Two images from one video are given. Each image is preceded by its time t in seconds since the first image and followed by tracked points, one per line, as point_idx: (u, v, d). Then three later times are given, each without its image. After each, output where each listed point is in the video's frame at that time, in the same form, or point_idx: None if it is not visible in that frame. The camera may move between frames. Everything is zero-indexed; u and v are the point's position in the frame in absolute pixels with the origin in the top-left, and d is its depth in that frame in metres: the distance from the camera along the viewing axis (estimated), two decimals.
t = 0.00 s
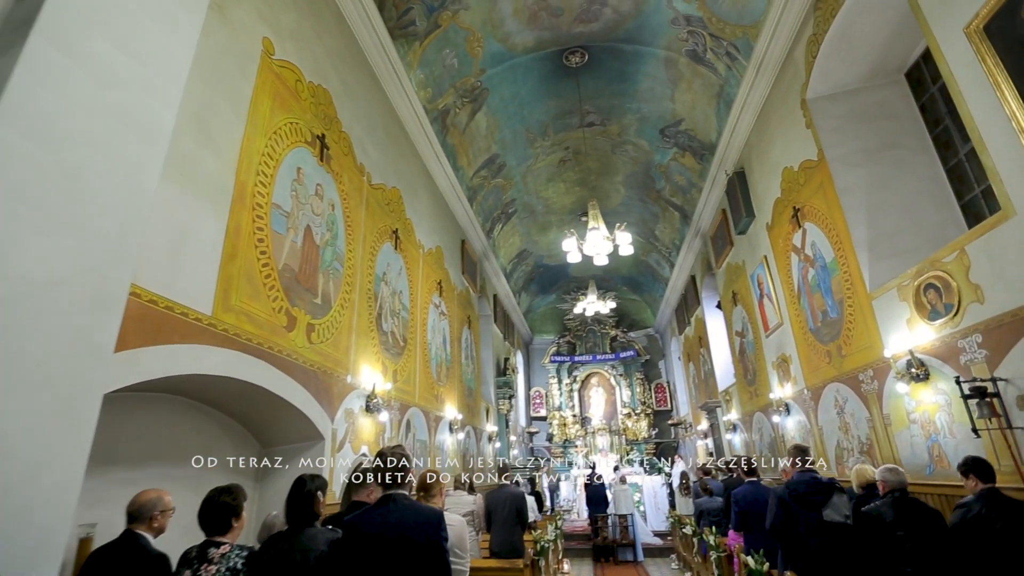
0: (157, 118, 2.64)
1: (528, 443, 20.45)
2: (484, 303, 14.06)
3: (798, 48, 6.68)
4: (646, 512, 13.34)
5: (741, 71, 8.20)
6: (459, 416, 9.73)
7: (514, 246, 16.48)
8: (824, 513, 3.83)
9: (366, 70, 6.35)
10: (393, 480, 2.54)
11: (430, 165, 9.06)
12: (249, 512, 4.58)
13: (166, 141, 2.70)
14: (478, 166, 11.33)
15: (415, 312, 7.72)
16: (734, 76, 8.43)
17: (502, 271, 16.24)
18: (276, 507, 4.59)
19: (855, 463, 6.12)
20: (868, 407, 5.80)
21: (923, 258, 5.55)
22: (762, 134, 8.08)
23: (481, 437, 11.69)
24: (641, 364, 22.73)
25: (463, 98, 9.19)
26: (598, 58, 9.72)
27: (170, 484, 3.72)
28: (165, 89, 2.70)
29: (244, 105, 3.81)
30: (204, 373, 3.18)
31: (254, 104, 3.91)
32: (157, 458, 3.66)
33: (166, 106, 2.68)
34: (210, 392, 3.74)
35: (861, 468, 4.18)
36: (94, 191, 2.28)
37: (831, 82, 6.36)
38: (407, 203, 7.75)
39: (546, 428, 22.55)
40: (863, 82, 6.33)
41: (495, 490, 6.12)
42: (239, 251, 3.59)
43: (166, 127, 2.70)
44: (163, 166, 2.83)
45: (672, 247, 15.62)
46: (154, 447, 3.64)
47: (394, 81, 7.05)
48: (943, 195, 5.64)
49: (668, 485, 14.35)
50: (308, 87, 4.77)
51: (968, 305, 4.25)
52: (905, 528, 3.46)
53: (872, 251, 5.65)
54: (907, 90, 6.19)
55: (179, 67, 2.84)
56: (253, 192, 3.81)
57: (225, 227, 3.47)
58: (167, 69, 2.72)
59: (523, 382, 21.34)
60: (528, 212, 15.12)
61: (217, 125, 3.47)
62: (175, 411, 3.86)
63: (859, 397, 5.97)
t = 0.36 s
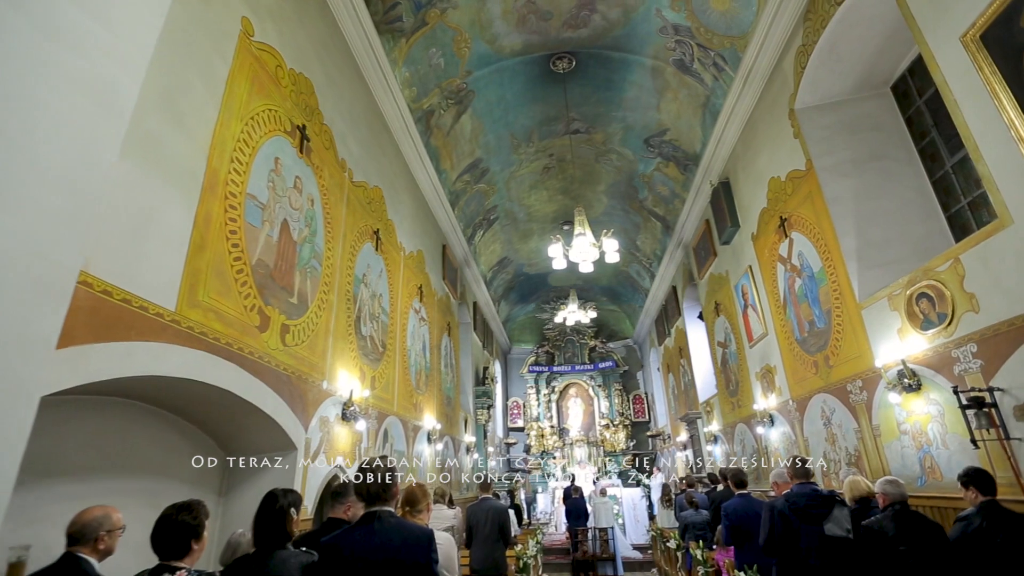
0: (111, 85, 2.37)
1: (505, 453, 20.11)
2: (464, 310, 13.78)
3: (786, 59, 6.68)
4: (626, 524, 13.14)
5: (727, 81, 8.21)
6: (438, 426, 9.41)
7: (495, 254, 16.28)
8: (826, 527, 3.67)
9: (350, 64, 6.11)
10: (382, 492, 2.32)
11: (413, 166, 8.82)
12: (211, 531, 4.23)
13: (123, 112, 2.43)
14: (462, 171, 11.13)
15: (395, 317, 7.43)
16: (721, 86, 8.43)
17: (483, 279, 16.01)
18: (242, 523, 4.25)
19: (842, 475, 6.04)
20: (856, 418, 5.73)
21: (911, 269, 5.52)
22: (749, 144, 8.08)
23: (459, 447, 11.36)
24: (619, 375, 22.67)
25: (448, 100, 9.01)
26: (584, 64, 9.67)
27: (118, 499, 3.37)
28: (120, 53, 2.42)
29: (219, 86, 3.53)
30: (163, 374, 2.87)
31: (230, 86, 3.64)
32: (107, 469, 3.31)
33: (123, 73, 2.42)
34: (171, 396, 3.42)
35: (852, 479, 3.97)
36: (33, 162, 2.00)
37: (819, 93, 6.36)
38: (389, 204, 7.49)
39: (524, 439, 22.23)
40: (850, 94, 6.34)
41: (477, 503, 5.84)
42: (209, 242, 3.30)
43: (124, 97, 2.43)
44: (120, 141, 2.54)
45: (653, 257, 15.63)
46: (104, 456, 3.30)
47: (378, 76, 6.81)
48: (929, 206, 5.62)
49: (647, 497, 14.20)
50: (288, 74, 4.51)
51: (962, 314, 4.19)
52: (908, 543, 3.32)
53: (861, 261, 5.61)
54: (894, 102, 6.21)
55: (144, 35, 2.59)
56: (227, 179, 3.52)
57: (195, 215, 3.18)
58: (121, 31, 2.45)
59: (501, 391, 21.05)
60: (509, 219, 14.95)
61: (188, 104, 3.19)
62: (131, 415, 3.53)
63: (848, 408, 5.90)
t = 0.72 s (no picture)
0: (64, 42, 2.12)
1: (481, 463, 19.73)
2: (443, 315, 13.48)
3: (775, 67, 6.68)
4: (604, 536, 12.99)
5: (714, 89, 8.21)
6: (415, 434, 9.09)
7: (475, 260, 16.04)
8: (824, 539, 3.51)
9: (332, 54, 5.87)
10: (365, 504, 2.07)
11: (395, 165, 8.57)
12: (168, 546, 3.86)
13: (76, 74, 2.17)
14: (444, 173, 10.91)
15: (374, 319, 7.13)
16: (707, 94, 8.43)
17: (462, 285, 15.74)
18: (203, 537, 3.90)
19: (828, 485, 5.96)
20: (843, 427, 5.66)
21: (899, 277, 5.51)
22: (735, 152, 8.07)
23: (436, 456, 11.02)
24: (597, 385, 22.58)
25: (433, 99, 8.81)
26: (571, 68, 9.61)
27: (61, 511, 3.02)
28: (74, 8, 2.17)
29: (191, 60, 3.27)
30: (116, 371, 2.57)
31: (203, 62, 3.37)
32: (51, 478, 2.98)
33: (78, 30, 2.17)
34: (126, 396, 3.10)
35: (847, 488, 3.92)
36: None
37: (807, 102, 6.37)
38: (370, 202, 7.22)
39: (500, 448, 21.87)
40: (837, 103, 6.35)
41: (457, 514, 5.57)
42: (175, 227, 3.02)
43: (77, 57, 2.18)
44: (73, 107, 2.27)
45: (634, 266, 15.62)
46: (46, 462, 2.96)
47: (362, 69, 6.59)
48: (916, 216, 5.63)
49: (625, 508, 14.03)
50: (267, 56, 4.25)
51: (956, 322, 4.14)
52: (908, 556, 3.21)
53: (849, 269, 5.57)
54: (880, 113, 6.24)
55: None
56: (197, 161, 3.25)
57: (160, 197, 2.90)
58: None
59: (478, 400, 20.71)
60: (490, 224, 14.75)
61: (155, 76, 2.92)
62: (79, 417, 3.19)
63: (834, 417, 5.84)
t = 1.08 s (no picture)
0: None
1: (456, 471, 19.35)
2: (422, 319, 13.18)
3: (765, 73, 6.68)
4: (579, 546, 12.87)
5: (701, 95, 8.20)
6: (391, 440, 8.78)
7: (455, 263, 15.79)
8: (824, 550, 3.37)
9: (315, 40, 5.62)
10: (346, 515, 1.85)
11: (377, 161, 8.32)
12: (118, 560, 3.50)
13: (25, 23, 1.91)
14: (426, 173, 10.68)
15: (351, 319, 6.84)
16: (694, 100, 8.43)
17: (441, 288, 15.47)
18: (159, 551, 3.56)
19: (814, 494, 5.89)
20: (829, 435, 5.61)
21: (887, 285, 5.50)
22: (721, 158, 8.06)
23: (411, 463, 10.70)
24: (574, 392, 22.46)
25: (417, 96, 8.60)
26: (558, 70, 9.54)
27: None
28: None
29: (160, 28, 3.00)
30: (64, 363, 2.29)
31: (174, 31, 3.11)
32: None
33: None
34: (76, 393, 2.80)
35: (843, 498, 3.81)
36: None
37: (796, 108, 6.37)
38: (350, 197, 6.96)
39: (475, 456, 21.52)
40: (825, 110, 6.37)
41: (435, 523, 5.30)
42: (137, 207, 2.75)
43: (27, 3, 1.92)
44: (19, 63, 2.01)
45: (614, 273, 15.59)
46: None
47: (345, 59, 6.34)
48: (902, 224, 5.65)
49: (602, 517, 13.87)
50: (245, 33, 4.00)
51: (949, 328, 4.10)
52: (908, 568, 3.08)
53: (838, 275, 5.54)
54: (867, 121, 6.28)
55: None
56: (164, 136, 2.97)
57: (120, 173, 2.62)
58: None
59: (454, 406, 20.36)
60: (471, 227, 14.54)
61: (119, 40, 2.65)
62: (22, 416, 2.87)
63: (820, 425, 5.79)
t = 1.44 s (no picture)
0: None
1: (430, 478, 18.94)
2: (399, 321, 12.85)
3: (754, 79, 6.69)
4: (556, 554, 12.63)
5: (688, 101, 8.19)
6: (366, 445, 8.45)
7: (433, 266, 15.50)
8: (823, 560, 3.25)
9: (297, 23, 5.36)
10: (336, 525, 1.63)
11: (359, 155, 8.05)
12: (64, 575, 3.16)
13: None
14: (408, 171, 10.44)
15: (329, 317, 6.55)
16: (680, 105, 8.42)
17: (419, 291, 15.16)
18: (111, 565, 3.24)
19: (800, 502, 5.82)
20: (816, 442, 5.56)
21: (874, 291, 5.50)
22: (707, 164, 8.06)
23: (386, 470, 10.35)
24: (550, 399, 22.30)
25: (401, 91, 8.37)
26: (545, 71, 9.45)
27: None
28: None
29: None
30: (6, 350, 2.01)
31: None
32: None
33: None
34: (20, 386, 2.50)
35: (839, 506, 3.73)
36: None
37: (785, 114, 6.38)
38: (330, 191, 6.68)
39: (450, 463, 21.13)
40: (813, 118, 6.40)
41: (415, 532, 5.04)
42: (97, 180, 2.48)
43: None
44: None
45: (594, 279, 15.53)
46: None
47: (328, 46, 6.09)
48: (889, 231, 5.68)
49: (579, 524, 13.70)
50: (223, 6, 3.74)
51: (942, 334, 4.08)
52: None
53: (826, 281, 5.52)
54: (853, 130, 6.33)
55: None
56: (130, 104, 2.71)
57: (78, 140, 2.36)
58: None
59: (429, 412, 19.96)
60: (451, 229, 14.30)
61: None
62: None
63: (807, 432, 5.73)
